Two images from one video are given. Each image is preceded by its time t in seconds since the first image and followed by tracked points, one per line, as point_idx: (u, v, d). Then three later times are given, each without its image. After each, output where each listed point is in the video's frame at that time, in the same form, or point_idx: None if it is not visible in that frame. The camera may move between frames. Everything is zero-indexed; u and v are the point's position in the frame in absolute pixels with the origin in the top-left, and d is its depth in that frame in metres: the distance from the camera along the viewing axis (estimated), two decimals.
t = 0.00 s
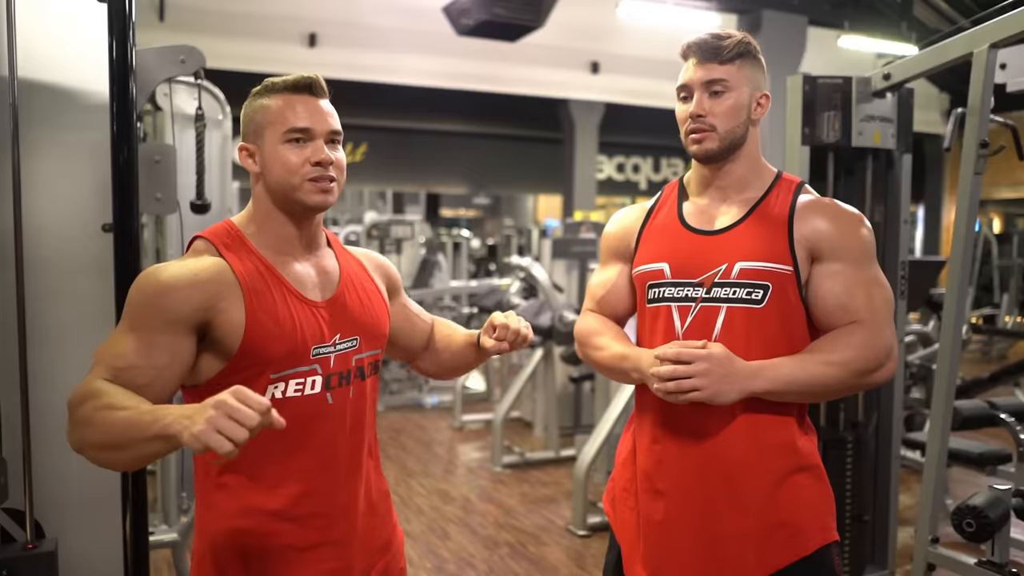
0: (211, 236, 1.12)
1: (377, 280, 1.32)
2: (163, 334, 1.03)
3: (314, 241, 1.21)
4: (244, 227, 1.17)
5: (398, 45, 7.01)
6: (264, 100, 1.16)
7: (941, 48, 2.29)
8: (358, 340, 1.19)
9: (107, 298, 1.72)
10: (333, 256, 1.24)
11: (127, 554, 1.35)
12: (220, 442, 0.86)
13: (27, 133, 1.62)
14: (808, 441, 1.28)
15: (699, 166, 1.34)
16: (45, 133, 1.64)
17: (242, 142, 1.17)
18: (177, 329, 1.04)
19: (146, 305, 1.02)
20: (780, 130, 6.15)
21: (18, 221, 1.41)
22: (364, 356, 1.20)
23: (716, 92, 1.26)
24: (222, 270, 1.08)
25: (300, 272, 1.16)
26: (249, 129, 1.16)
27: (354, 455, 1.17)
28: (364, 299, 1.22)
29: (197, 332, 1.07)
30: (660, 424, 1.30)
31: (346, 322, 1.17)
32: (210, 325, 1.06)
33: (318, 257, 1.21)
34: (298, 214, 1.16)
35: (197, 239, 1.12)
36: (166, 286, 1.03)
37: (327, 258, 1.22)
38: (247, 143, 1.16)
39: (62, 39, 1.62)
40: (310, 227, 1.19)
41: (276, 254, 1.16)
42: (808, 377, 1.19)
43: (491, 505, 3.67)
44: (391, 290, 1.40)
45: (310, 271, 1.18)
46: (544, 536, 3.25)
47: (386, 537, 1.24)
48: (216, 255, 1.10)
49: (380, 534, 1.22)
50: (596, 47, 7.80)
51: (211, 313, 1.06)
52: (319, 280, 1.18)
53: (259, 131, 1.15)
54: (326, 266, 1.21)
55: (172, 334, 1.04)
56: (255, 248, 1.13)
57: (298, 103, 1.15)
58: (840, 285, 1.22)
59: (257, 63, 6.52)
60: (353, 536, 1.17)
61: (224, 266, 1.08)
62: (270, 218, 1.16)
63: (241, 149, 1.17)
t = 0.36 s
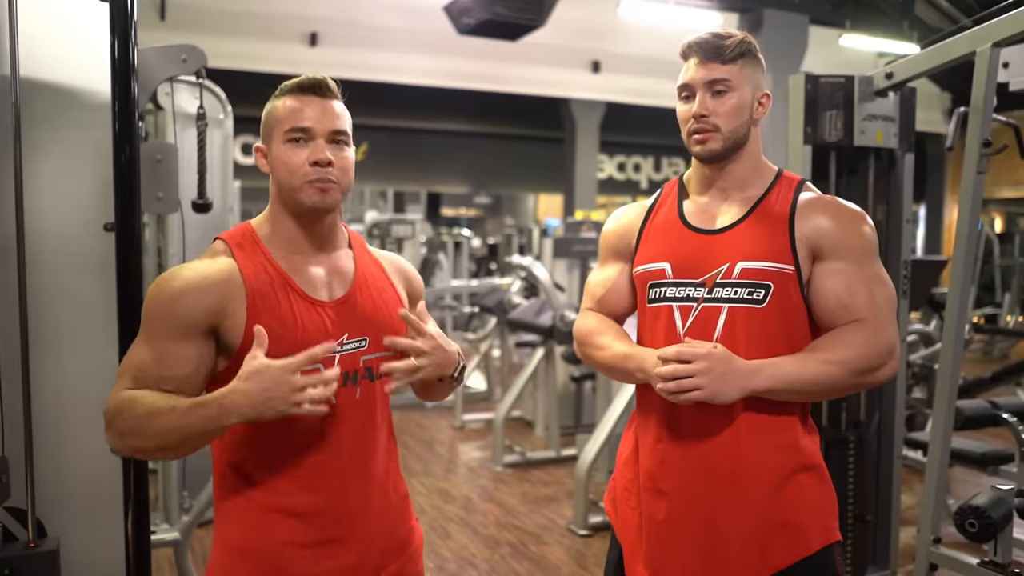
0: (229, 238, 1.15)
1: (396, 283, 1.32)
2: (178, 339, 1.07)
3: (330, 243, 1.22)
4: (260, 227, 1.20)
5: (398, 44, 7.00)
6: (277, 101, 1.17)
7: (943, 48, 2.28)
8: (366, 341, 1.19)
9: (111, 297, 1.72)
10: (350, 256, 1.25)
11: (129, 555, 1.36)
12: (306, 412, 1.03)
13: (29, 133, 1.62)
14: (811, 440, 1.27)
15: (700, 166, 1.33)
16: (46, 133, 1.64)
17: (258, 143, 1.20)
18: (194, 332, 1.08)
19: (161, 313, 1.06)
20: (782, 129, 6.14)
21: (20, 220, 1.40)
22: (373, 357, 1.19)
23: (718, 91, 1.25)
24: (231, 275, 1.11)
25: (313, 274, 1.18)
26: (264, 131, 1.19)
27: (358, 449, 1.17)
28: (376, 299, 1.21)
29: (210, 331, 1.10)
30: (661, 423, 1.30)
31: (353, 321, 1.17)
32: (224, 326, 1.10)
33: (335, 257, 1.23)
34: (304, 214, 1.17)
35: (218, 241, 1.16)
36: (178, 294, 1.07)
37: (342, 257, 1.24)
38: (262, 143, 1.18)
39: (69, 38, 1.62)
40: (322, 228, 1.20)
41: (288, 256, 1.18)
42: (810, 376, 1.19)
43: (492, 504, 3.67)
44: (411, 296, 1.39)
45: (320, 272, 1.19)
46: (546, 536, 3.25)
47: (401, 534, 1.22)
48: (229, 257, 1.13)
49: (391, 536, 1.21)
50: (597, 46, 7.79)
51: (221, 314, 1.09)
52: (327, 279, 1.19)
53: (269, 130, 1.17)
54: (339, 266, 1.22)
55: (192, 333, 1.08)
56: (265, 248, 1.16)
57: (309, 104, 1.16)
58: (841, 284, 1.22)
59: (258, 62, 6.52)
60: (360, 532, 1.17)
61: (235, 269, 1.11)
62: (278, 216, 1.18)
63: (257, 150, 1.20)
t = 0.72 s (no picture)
0: (248, 237, 1.18)
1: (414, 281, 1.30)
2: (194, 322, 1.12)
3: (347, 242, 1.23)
4: (276, 227, 1.22)
5: (401, 45, 7.01)
6: (305, 107, 1.17)
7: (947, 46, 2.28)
8: (369, 331, 1.18)
9: (113, 296, 1.72)
10: (363, 252, 1.25)
11: (134, 556, 1.36)
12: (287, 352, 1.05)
13: (32, 133, 1.62)
14: (822, 441, 1.27)
15: (709, 166, 1.33)
16: (49, 133, 1.64)
17: (282, 142, 1.20)
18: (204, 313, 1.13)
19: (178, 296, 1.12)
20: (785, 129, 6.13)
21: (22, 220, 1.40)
22: (376, 347, 1.19)
23: (725, 88, 1.25)
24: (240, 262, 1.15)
25: (323, 269, 1.19)
26: (289, 132, 1.18)
27: (367, 445, 1.17)
28: (382, 287, 1.21)
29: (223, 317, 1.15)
30: (669, 422, 1.30)
31: (356, 312, 1.18)
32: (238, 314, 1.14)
33: (346, 253, 1.23)
34: (323, 222, 1.19)
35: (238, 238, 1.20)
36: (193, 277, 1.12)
37: (355, 252, 1.24)
38: (285, 144, 1.18)
39: (74, 38, 1.62)
40: (339, 233, 1.21)
41: (304, 254, 1.20)
42: (819, 375, 1.19)
43: (496, 504, 3.67)
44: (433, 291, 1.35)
45: (328, 266, 1.20)
46: (549, 536, 3.25)
47: (415, 531, 1.21)
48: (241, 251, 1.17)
49: (401, 537, 1.19)
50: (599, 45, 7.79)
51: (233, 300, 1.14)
52: (336, 274, 1.20)
53: (297, 135, 1.17)
54: (351, 261, 1.22)
55: (205, 321, 1.13)
56: (278, 244, 1.18)
57: (338, 115, 1.16)
58: (851, 284, 1.21)
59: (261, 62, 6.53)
60: (370, 528, 1.16)
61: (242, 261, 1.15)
62: (296, 215, 1.20)
63: (279, 149, 1.19)
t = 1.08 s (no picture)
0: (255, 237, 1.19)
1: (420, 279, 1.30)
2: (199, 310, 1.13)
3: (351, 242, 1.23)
4: (282, 229, 1.22)
5: (400, 45, 7.01)
6: (312, 110, 1.17)
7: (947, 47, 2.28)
8: (376, 323, 1.18)
9: (112, 301, 1.72)
10: (367, 250, 1.25)
11: (133, 559, 1.36)
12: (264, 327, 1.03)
13: (31, 134, 1.62)
14: (825, 441, 1.27)
15: (710, 165, 1.33)
16: (49, 134, 1.64)
17: (288, 146, 1.20)
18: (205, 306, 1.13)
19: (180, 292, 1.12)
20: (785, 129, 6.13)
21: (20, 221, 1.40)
22: (382, 340, 1.19)
23: (724, 89, 1.25)
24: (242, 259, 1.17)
25: (328, 265, 1.19)
26: (297, 136, 1.18)
27: (373, 441, 1.16)
28: (389, 282, 1.21)
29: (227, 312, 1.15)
30: (671, 422, 1.30)
31: (363, 305, 1.17)
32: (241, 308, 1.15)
33: (351, 250, 1.23)
34: (332, 224, 1.19)
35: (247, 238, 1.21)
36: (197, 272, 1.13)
37: (361, 249, 1.24)
38: (293, 148, 1.19)
39: (76, 38, 1.62)
40: (346, 234, 1.22)
41: (310, 252, 1.19)
42: (822, 375, 1.18)
43: (495, 505, 3.66)
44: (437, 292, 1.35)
45: (334, 263, 1.20)
46: (549, 537, 3.24)
47: (422, 526, 1.21)
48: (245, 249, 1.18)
49: (406, 534, 1.19)
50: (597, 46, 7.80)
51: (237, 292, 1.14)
52: (341, 269, 1.19)
53: (306, 140, 1.17)
54: (355, 256, 1.22)
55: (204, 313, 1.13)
56: (283, 243, 1.18)
57: (346, 121, 1.17)
58: (854, 284, 1.21)
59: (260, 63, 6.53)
60: (376, 524, 1.16)
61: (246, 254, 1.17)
62: (303, 217, 1.21)
63: (286, 152, 1.20)
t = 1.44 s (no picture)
0: (251, 232, 1.15)
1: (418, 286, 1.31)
2: (201, 325, 1.08)
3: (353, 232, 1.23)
4: (283, 225, 1.19)
5: (397, 45, 7.01)
6: (325, 105, 1.17)
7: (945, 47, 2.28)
8: (388, 324, 1.18)
9: (110, 298, 1.72)
10: (366, 250, 1.24)
11: (130, 559, 1.36)
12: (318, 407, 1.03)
13: (28, 133, 1.61)
14: (822, 440, 1.27)
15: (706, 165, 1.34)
16: (46, 133, 1.63)
17: (303, 140, 1.17)
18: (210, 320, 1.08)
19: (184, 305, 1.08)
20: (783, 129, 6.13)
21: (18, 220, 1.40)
22: (394, 340, 1.19)
23: (714, 94, 1.26)
24: (250, 262, 1.10)
25: (336, 263, 1.17)
26: (312, 130, 1.17)
27: (375, 442, 1.16)
28: (394, 287, 1.21)
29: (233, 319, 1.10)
30: (671, 420, 1.30)
31: (376, 306, 1.17)
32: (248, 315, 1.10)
33: (350, 247, 1.21)
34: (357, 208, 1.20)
35: (239, 234, 1.15)
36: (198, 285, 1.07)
37: (364, 250, 1.23)
38: (312, 142, 1.17)
39: (74, 38, 1.62)
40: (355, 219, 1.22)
41: (317, 250, 1.17)
42: (822, 375, 1.19)
43: (493, 505, 3.67)
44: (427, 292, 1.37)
45: (343, 262, 1.18)
46: (546, 537, 3.24)
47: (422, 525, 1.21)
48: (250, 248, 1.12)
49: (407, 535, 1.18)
50: (595, 47, 7.80)
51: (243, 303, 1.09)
52: (350, 270, 1.18)
53: (324, 131, 1.17)
54: (358, 256, 1.21)
55: (212, 326, 1.09)
56: (287, 241, 1.15)
57: (355, 110, 1.19)
58: (853, 286, 1.22)
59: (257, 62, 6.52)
60: (380, 525, 1.16)
61: (253, 258, 1.10)
62: (318, 211, 1.18)
63: (304, 148, 1.17)
